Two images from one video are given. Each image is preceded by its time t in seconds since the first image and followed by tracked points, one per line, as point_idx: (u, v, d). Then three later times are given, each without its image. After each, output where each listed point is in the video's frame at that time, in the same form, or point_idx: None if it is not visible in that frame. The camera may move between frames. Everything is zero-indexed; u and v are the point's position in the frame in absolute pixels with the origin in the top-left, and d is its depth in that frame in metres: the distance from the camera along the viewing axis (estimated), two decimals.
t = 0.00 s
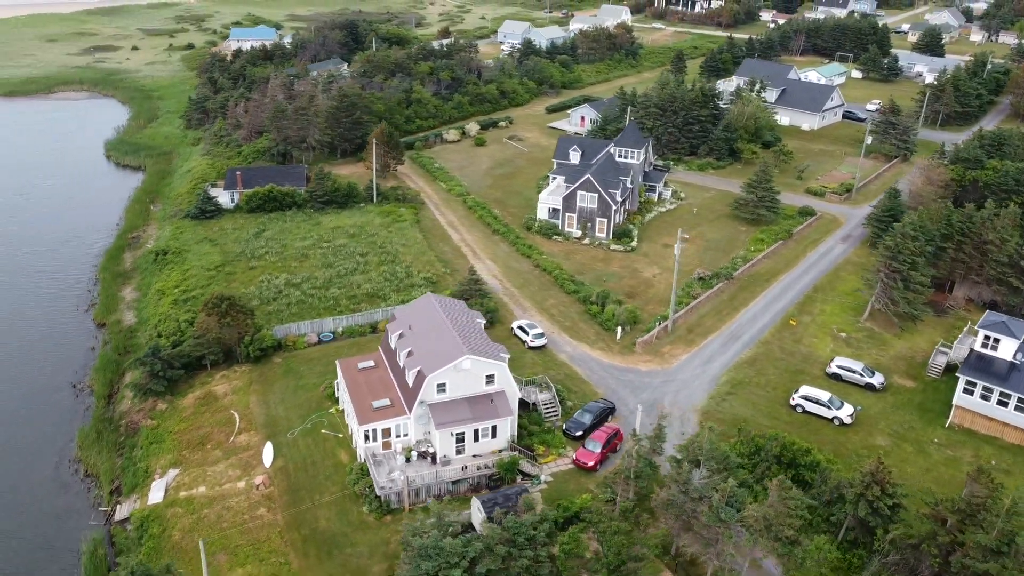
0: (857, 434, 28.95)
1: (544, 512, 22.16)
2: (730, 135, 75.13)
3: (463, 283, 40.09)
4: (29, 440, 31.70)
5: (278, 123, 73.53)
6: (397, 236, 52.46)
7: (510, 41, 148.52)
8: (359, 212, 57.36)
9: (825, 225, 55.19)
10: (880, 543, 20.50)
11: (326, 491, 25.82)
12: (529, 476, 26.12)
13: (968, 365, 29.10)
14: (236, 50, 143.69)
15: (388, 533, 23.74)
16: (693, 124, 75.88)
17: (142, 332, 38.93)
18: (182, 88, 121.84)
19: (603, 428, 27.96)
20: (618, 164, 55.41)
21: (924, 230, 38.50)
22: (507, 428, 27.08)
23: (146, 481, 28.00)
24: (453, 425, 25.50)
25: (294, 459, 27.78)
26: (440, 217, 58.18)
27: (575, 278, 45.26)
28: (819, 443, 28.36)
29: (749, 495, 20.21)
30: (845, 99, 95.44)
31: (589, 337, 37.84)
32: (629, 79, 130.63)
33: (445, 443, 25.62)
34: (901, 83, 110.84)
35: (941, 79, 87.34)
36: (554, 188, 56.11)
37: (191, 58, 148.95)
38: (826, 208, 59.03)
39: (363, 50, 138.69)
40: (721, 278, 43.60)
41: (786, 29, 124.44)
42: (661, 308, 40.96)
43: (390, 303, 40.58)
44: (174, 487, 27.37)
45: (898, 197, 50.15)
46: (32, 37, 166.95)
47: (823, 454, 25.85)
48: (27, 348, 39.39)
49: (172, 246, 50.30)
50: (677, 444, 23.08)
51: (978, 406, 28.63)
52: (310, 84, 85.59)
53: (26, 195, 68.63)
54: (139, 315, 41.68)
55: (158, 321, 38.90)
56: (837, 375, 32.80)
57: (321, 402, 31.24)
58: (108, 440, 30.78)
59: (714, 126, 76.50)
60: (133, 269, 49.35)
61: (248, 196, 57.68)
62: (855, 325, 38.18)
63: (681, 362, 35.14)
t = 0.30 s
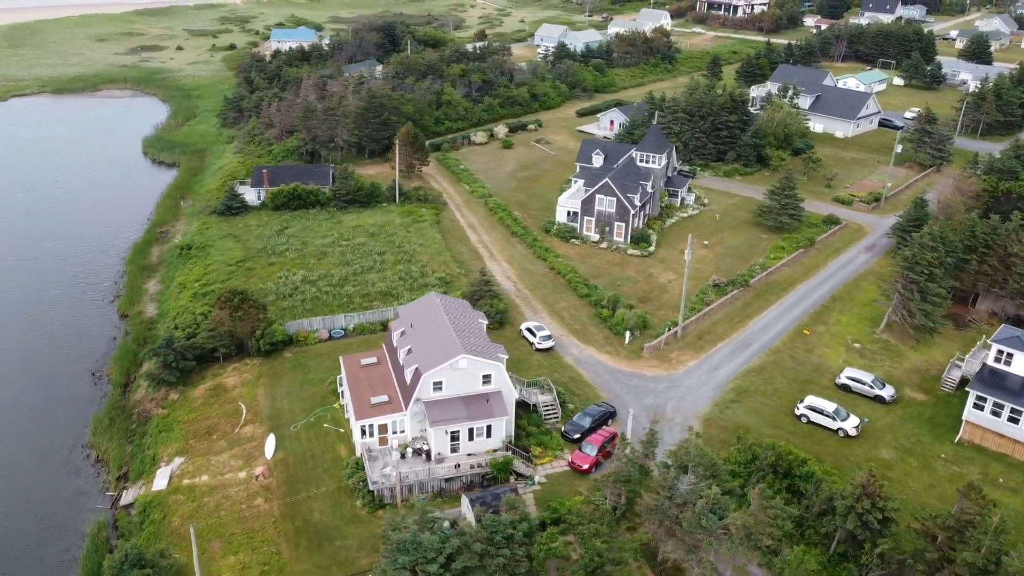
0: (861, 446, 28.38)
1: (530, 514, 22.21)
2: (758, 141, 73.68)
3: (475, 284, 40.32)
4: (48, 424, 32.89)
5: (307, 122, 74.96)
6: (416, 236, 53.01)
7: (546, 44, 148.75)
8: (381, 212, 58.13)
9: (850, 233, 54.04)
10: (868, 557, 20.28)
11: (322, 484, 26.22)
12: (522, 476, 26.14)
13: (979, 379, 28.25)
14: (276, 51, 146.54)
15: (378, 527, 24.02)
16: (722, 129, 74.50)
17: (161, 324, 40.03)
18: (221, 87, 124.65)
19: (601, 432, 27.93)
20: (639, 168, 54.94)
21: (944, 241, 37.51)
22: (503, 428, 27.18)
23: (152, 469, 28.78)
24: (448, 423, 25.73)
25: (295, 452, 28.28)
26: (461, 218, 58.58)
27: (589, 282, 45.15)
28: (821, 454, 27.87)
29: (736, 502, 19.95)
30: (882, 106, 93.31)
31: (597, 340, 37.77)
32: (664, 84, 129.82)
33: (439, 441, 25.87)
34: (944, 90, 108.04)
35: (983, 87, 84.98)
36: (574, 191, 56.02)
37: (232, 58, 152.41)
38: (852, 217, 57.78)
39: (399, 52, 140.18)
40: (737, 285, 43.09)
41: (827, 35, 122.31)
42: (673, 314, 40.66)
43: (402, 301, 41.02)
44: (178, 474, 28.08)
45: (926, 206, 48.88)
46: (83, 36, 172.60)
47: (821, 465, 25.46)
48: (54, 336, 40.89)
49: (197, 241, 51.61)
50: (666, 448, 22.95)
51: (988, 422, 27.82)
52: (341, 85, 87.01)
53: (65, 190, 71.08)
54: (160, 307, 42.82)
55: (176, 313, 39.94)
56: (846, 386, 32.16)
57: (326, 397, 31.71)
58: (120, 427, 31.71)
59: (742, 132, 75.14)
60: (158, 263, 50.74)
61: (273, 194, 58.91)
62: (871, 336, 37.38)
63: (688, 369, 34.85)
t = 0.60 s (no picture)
0: (864, 459, 27.85)
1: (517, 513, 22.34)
2: (787, 147, 71.99)
3: (486, 285, 40.57)
4: (67, 410, 34.04)
5: (337, 122, 76.18)
6: (435, 236, 53.50)
7: (583, 48, 148.47)
8: (403, 212, 58.76)
9: (876, 242, 52.80)
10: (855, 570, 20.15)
11: (320, 476, 26.69)
12: (516, 476, 26.27)
13: (990, 394, 27.54)
14: (315, 52, 148.87)
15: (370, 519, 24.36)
16: (750, 135, 73.18)
17: (181, 316, 41.12)
18: (260, 87, 127.12)
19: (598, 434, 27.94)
20: (660, 173, 54.08)
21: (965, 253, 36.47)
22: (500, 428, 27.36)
23: (159, 456, 29.59)
24: (443, 420, 25.99)
25: (297, 445, 28.84)
26: (481, 219, 58.93)
27: (603, 285, 45.00)
28: (822, 465, 27.44)
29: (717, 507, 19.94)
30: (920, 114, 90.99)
31: (605, 343, 37.69)
32: (699, 88, 128.65)
33: (434, 438, 26.16)
34: (990, 99, 104.95)
35: None
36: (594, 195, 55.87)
37: (273, 59, 155.35)
38: (879, 226, 56.52)
39: (435, 54, 141.35)
40: (753, 292, 42.53)
41: (869, 41, 119.86)
42: (684, 319, 40.32)
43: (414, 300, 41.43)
44: (183, 462, 28.84)
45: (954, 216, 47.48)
46: (132, 36, 177.56)
47: (818, 476, 25.11)
48: (78, 325, 42.28)
49: (222, 236, 52.86)
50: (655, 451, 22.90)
51: (997, 438, 27.09)
52: (373, 87, 88.21)
53: (102, 184, 73.37)
54: (181, 300, 43.97)
55: (195, 306, 40.98)
56: (854, 397, 31.60)
57: (331, 392, 32.21)
58: (133, 415, 32.65)
59: (772, 138, 73.67)
60: (184, 257, 52.11)
61: (298, 192, 60.09)
62: (886, 348, 36.58)
63: (694, 375, 34.55)
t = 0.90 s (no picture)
0: (866, 472, 27.34)
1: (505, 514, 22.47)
2: (816, 155, 70.27)
3: (497, 287, 40.77)
4: (85, 397, 35.17)
5: (365, 123, 77.21)
6: (453, 237, 53.93)
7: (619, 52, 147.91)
8: (424, 212, 59.35)
9: (902, 253, 51.54)
10: None
11: (318, 469, 27.17)
12: (511, 477, 26.39)
13: (999, 409, 26.80)
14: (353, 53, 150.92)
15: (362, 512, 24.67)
16: (779, 142, 71.59)
17: (200, 309, 42.15)
18: (297, 87, 129.33)
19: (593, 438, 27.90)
20: (681, 178, 53.56)
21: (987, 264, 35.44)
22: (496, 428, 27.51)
23: (167, 445, 30.39)
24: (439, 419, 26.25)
25: (299, 438, 29.38)
26: (502, 221, 59.20)
27: (617, 289, 44.80)
28: (822, 478, 27.02)
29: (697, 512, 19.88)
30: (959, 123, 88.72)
31: (614, 348, 37.58)
32: (735, 94, 127.25)
33: (430, 436, 26.43)
34: None
35: None
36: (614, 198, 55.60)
37: (312, 60, 157.94)
38: (907, 236, 55.21)
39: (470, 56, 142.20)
40: (768, 300, 41.93)
41: (913, 47, 117.15)
42: (696, 326, 39.97)
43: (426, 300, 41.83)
44: (189, 452, 29.57)
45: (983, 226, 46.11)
46: (178, 37, 182.29)
47: (814, 488, 24.76)
48: (103, 316, 43.66)
49: (246, 233, 54.04)
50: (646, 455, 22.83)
51: (1005, 455, 26.34)
52: (403, 88, 89.20)
53: (137, 180, 75.46)
54: (202, 294, 45.06)
55: (213, 301, 41.96)
56: (862, 409, 31.04)
57: (336, 388, 32.72)
58: (146, 404, 33.58)
59: (801, 145, 72.04)
60: (209, 252, 53.41)
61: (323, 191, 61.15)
62: (901, 360, 35.77)
63: (701, 382, 34.22)
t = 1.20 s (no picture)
0: (867, 487, 26.81)
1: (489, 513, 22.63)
2: (846, 163, 69.01)
3: (509, 289, 40.95)
4: (104, 386, 36.28)
5: (394, 124, 78.21)
6: (472, 238, 54.29)
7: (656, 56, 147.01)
8: (446, 213, 59.83)
9: (930, 264, 50.11)
10: None
11: (317, 462, 27.70)
12: (505, 477, 26.53)
13: (1008, 426, 26.09)
14: (391, 55, 152.73)
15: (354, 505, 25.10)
16: (808, 150, 70.16)
17: (219, 303, 43.19)
18: (334, 88, 131.36)
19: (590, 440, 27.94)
20: (702, 184, 52.74)
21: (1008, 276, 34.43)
22: (493, 428, 27.71)
23: (177, 434, 31.23)
24: (436, 416, 26.53)
25: (302, 431, 30.00)
26: (523, 223, 59.44)
27: (631, 294, 44.55)
28: (821, 490, 26.61)
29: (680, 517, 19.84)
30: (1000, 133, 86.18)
31: (622, 352, 37.45)
32: (772, 101, 125.53)
33: (427, 433, 26.72)
34: None
35: None
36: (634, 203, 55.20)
37: (352, 61, 160.25)
38: (936, 247, 53.88)
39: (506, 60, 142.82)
40: (783, 309, 41.29)
41: (960, 55, 114.13)
42: (707, 332, 39.57)
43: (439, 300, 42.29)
44: (197, 441, 30.38)
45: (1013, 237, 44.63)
46: (223, 38, 186.71)
47: (808, 498, 24.50)
48: (129, 309, 45.04)
49: (271, 230, 55.18)
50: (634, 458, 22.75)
51: (1012, 474, 25.61)
52: (434, 91, 90.05)
53: (172, 178, 77.57)
54: (223, 289, 46.14)
55: (232, 295, 42.96)
56: (869, 422, 30.44)
57: (343, 383, 33.26)
58: (161, 393, 34.55)
59: (831, 153, 70.61)
60: (234, 249, 54.67)
61: (348, 190, 62.11)
62: (916, 373, 34.91)
63: (707, 389, 33.88)
